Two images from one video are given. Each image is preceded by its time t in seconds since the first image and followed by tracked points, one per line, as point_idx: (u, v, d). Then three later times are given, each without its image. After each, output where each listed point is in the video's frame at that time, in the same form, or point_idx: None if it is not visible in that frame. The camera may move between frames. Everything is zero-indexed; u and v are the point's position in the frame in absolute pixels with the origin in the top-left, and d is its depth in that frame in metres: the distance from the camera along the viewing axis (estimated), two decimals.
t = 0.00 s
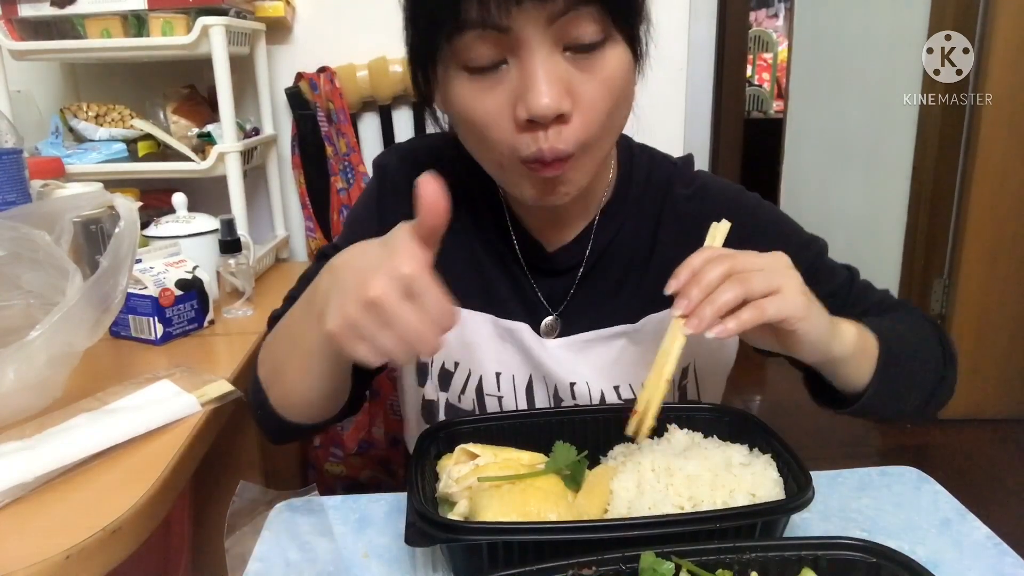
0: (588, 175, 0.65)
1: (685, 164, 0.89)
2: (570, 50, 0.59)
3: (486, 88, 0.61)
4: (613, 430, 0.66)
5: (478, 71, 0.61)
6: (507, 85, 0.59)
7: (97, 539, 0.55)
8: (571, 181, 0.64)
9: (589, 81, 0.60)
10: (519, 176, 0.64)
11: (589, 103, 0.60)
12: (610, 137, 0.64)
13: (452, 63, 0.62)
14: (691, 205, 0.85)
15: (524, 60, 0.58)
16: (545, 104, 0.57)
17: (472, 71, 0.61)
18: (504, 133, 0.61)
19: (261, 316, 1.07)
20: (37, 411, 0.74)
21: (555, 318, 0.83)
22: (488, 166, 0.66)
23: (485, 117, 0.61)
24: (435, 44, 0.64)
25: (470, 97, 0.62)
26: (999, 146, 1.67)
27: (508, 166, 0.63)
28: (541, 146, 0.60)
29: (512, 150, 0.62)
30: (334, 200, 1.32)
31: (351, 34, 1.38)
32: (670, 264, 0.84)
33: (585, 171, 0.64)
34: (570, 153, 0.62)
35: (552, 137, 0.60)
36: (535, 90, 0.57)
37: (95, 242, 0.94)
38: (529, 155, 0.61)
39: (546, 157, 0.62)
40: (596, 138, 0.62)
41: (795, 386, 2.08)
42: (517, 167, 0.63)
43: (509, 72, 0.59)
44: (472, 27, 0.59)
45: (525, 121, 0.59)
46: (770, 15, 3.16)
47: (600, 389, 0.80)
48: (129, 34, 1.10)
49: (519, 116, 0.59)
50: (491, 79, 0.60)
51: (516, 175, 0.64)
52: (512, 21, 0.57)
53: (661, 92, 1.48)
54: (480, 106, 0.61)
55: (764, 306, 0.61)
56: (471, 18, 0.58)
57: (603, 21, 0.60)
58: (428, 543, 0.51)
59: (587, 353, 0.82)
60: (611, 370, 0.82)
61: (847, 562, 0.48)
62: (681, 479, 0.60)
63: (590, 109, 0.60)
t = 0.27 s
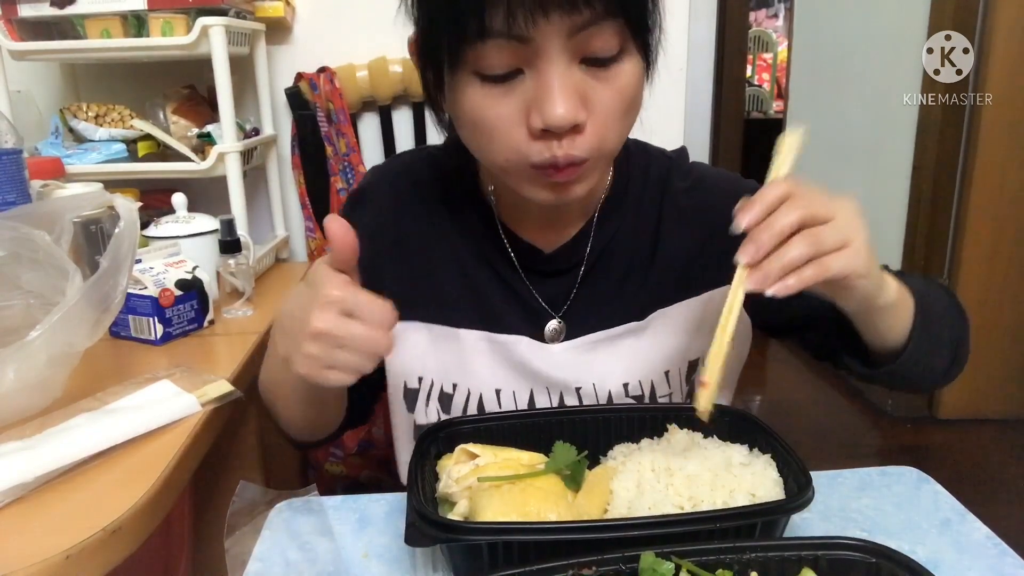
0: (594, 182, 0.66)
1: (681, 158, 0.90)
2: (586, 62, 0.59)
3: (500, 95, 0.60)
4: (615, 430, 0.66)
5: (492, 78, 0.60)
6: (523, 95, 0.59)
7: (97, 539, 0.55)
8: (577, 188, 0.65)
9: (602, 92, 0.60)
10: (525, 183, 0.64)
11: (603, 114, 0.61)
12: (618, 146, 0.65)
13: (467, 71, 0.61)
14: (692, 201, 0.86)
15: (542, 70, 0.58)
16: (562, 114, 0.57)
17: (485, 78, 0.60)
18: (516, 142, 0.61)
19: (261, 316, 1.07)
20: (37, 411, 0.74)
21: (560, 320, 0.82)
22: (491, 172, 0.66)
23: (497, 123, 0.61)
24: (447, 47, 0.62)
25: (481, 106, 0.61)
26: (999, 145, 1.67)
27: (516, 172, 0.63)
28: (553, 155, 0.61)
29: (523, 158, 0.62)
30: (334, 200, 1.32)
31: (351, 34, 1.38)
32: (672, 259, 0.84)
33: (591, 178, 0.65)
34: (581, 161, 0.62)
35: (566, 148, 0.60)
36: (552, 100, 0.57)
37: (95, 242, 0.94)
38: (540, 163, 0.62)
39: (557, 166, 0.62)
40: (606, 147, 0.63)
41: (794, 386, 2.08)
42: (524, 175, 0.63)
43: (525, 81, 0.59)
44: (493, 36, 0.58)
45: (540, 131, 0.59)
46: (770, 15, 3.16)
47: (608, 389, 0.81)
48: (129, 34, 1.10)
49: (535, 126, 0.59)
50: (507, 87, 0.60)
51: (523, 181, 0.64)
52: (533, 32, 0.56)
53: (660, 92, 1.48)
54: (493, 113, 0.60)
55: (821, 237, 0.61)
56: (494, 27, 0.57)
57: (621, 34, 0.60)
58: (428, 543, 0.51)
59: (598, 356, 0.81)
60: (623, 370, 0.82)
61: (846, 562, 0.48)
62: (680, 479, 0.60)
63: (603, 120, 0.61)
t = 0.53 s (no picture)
0: (597, 180, 0.66)
1: (674, 158, 0.90)
2: (583, 58, 0.59)
3: (500, 95, 0.60)
4: (615, 430, 0.66)
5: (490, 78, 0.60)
6: (522, 93, 0.59)
7: (97, 539, 0.55)
8: (582, 187, 0.64)
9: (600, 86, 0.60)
10: (529, 185, 0.64)
11: (602, 110, 0.61)
12: (618, 142, 0.65)
13: (463, 71, 0.61)
14: (682, 197, 0.86)
15: (540, 68, 0.58)
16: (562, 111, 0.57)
17: (483, 79, 0.60)
18: (518, 142, 0.60)
19: (261, 316, 1.07)
20: (38, 411, 0.74)
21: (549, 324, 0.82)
22: (495, 175, 0.66)
23: (497, 124, 0.60)
24: (441, 50, 0.61)
25: (481, 107, 0.61)
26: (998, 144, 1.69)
27: (519, 173, 0.63)
28: (556, 154, 0.61)
29: (527, 159, 0.61)
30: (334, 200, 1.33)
31: (350, 34, 1.38)
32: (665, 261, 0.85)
33: (595, 176, 0.65)
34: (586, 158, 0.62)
35: (569, 146, 0.60)
36: (552, 98, 0.57)
37: (95, 242, 0.95)
38: (544, 163, 0.61)
39: (562, 165, 0.62)
40: (608, 144, 0.63)
41: (794, 385, 2.08)
42: (528, 175, 0.63)
43: (523, 79, 0.59)
44: (490, 34, 0.57)
45: (541, 131, 0.59)
46: (770, 15, 3.15)
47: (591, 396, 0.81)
48: (129, 34, 1.10)
49: (536, 126, 0.58)
50: (506, 87, 0.60)
51: (527, 183, 0.64)
52: (529, 27, 0.56)
53: (660, 92, 1.48)
54: (493, 114, 0.60)
55: (924, 275, 0.56)
56: (490, 25, 0.57)
57: (617, 28, 0.60)
58: (428, 543, 0.51)
59: (583, 358, 0.81)
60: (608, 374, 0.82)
61: (846, 562, 0.48)
62: (680, 478, 0.60)
63: (603, 116, 0.61)
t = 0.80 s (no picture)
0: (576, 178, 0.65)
1: (656, 155, 0.89)
2: (568, 51, 0.60)
3: (484, 85, 0.60)
4: (614, 430, 0.66)
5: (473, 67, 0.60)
6: (508, 83, 0.59)
7: (97, 539, 0.55)
8: (560, 183, 0.64)
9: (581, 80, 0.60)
10: (506, 180, 0.63)
11: (586, 103, 0.61)
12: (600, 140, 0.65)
13: (448, 60, 0.61)
14: (664, 201, 0.85)
15: (526, 57, 0.58)
16: (547, 101, 0.57)
17: (466, 68, 0.60)
18: (500, 133, 0.60)
19: (261, 316, 1.07)
20: (37, 411, 0.74)
21: (539, 335, 0.82)
22: (470, 172, 0.65)
23: (480, 115, 0.60)
24: (426, 40, 0.61)
25: (463, 96, 0.60)
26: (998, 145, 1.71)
27: (499, 168, 0.62)
28: (539, 147, 0.60)
29: (508, 152, 0.61)
30: (334, 200, 1.33)
31: (350, 34, 1.38)
32: (648, 263, 0.85)
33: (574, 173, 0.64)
34: (566, 153, 0.62)
35: (552, 138, 0.60)
36: (537, 87, 0.57)
37: (95, 241, 0.95)
38: (526, 155, 0.61)
39: (542, 158, 0.61)
40: (589, 140, 0.63)
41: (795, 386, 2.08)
42: (507, 170, 0.62)
43: (508, 69, 0.59)
44: (478, 22, 0.57)
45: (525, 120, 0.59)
46: (770, 15, 3.12)
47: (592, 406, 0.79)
48: (129, 35, 1.10)
49: (520, 115, 0.58)
50: (489, 76, 0.59)
51: (505, 178, 0.63)
52: (519, 16, 0.57)
53: (660, 92, 1.48)
54: (476, 105, 0.60)
55: None
56: (480, 12, 0.57)
57: (602, 24, 0.61)
58: (428, 543, 0.51)
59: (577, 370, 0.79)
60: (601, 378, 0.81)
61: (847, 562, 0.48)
62: (680, 479, 0.60)
63: (586, 110, 0.61)
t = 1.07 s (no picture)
0: (573, 176, 0.65)
1: (643, 157, 0.89)
2: (560, 46, 0.60)
3: (479, 83, 0.59)
4: (612, 431, 0.66)
5: (466, 65, 0.59)
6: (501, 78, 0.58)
7: (98, 539, 0.55)
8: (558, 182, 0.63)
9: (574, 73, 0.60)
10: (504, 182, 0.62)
11: (581, 99, 0.61)
12: (595, 137, 0.65)
13: (439, 56, 0.60)
14: (655, 204, 0.85)
15: (519, 53, 0.57)
16: (543, 96, 0.57)
17: (459, 66, 0.59)
18: (498, 133, 0.59)
19: (261, 316, 1.07)
20: (37, 411, 0.74)
21: (531, 350, 0.81)
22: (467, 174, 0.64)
23: (476, 114, 0.59)
24: (415, 34, 0.60)
25: (459, 96, 0.59)
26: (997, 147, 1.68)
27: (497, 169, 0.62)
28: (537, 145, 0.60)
29: (507, 152, 0.60)
30: (334, 200, 1.33)
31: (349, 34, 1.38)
32: (642, 267, 0.85)
33: (572, 171, 0.64)
34: (565, 149, 0.62)
35: (551, 136, 0.60)
36: (534, 84, 0.57)
37: (95, 241, 0.95)
38: (525, 156, 0.60)
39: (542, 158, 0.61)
40: (585, 136, 0.63)
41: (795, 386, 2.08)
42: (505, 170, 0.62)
43: (501, 66, 0.58)
44: (468, 13, 0.57)
45: (524, 120, 0.58)
46: (770, 15, 3.14)
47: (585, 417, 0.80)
48: (129, 35, 1.10)
49: (518, 115, 0.58)
50: (483, 74, 0.59)
51: (504, 179, 0.62)
52: (511, 8, 0.56)
53: (660, 93, 1.48)
54: (472, 105, 0.59)
55: None
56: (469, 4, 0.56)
57: (591, 17, 0.61)
58: (428, 543, 0.51)
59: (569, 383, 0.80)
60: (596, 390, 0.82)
61: (847, 562, 0.48)
62: (680, 479, 0.59)
63: (581, 105, 0.61)
